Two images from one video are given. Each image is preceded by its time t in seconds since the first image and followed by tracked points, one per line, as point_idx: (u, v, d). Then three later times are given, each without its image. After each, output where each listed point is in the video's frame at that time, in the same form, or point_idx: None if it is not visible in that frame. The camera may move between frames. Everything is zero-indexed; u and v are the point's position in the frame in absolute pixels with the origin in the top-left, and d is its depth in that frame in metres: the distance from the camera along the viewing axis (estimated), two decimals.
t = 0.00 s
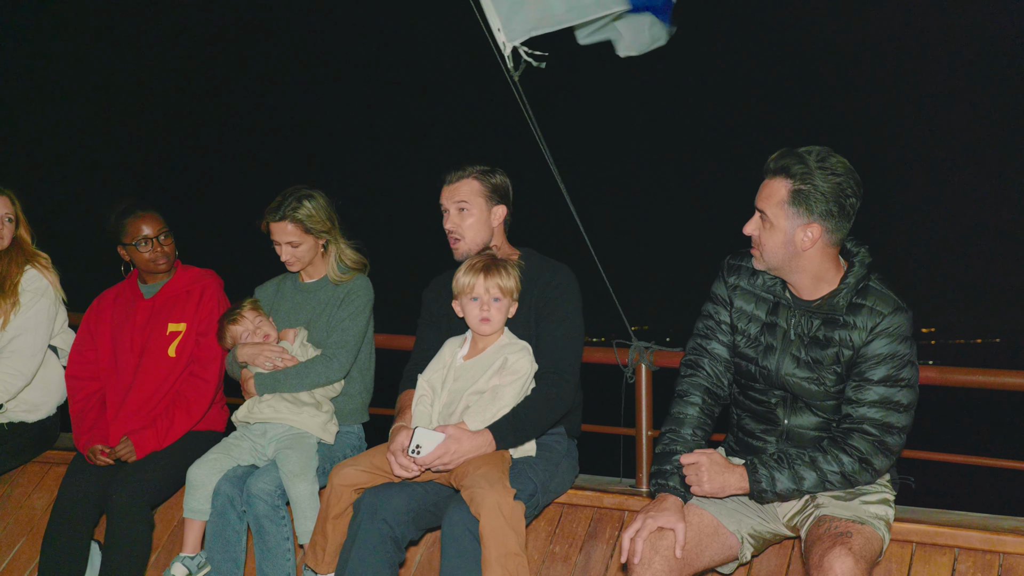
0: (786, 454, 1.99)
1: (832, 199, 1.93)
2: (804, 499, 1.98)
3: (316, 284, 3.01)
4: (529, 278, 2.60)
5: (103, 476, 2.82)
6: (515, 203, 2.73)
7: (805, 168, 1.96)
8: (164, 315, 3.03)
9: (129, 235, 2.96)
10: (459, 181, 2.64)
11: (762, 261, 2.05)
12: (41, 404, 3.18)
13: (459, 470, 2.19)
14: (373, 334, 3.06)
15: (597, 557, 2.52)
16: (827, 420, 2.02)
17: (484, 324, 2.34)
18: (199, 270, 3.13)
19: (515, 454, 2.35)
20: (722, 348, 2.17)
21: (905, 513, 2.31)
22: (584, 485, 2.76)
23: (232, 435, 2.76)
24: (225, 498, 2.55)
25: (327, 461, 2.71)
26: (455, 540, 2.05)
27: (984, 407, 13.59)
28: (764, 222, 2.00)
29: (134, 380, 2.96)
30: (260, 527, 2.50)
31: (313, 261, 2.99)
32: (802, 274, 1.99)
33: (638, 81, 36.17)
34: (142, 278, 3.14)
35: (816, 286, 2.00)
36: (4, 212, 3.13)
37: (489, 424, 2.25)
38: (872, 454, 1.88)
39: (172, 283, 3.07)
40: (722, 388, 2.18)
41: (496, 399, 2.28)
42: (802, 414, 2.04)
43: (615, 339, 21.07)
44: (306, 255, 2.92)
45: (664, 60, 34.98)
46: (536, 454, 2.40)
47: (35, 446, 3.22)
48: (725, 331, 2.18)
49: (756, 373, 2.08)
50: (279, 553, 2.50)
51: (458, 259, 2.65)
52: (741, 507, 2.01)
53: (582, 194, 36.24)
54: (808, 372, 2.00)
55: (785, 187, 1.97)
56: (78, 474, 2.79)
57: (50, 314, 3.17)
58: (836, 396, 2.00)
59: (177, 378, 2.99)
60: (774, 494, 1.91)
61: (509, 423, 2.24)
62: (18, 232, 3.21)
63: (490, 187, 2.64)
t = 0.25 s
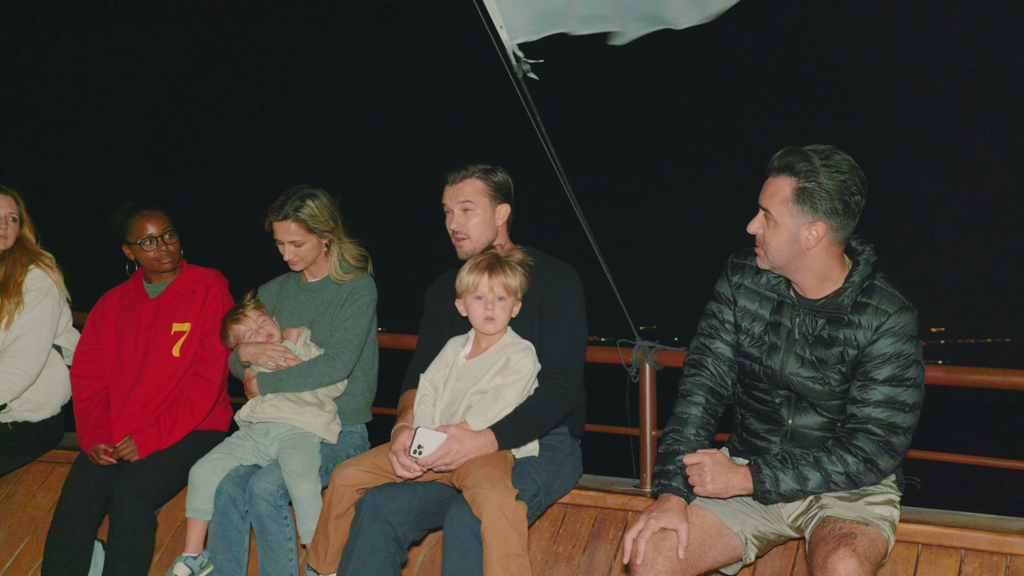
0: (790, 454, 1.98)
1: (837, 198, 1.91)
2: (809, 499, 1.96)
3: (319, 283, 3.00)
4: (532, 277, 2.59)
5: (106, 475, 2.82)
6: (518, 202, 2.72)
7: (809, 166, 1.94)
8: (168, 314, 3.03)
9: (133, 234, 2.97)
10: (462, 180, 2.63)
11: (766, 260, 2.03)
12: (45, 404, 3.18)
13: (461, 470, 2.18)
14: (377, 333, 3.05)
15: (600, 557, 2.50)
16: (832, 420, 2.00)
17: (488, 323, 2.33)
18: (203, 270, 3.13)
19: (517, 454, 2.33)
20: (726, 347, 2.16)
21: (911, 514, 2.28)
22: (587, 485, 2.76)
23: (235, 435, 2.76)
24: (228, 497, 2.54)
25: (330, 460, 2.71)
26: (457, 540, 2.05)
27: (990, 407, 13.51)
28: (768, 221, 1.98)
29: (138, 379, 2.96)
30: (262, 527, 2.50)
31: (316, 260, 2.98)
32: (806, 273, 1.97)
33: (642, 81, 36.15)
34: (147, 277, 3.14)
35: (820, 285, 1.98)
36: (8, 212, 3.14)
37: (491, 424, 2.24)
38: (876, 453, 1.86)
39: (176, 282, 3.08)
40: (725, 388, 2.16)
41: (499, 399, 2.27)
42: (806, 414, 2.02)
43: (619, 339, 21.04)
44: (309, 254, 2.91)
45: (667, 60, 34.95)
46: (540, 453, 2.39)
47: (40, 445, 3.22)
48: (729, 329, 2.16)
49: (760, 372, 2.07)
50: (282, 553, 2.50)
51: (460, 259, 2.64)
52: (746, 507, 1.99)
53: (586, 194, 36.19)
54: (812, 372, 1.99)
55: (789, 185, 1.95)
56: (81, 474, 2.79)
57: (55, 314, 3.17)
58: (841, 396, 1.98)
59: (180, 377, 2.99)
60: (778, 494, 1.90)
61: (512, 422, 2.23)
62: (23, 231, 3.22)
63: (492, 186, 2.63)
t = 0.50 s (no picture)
0: (793, 456, 1.96)
1: (841, 198, 1.89)
2: (812, 501, 1.94)
3: (323, 284, 3.00)
4: (537, 278, 2.57)
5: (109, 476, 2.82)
6: (522, 202, 2.71)
7: (813, 164, 1.93)
8: (172, 316, 3.03)
9: (138, 235, 2.97)
10: (465, 180, 2.63)
11: (769, 260, 2.01)
12: (50, 404, 3.19)
13: (463, 472, 2.17)
14: (380, 334, 3.04)
15: (604, 559, 2.49)
16: (837, 421, 1.98)
17: (492, 323, 2.32)
18: (207, 271, 3.13)
19: (520, 455, 2.32)
20: (730, 348, 2.14)
21: (916, 516, 2.27)
22: (591, 487, 2.74)
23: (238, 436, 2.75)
24: (230, 499, 2.54)
25: (333, 461, 2.70)
26: (458, 542, 2.04)
27: (999, 408, 13.39)
28: (772, 219, 1.96)
29: (142, 380, 2.96)
30: (265, 528, 2.50)
31: (320, 261, 2.98)
32: (810, 273, 1.95)
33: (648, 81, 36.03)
34: (152, 278, 3.14)
35: (825, 284, 1.96)
36: (13, 214, 3.15)
37: (493, 425, 2.23)
38: (881, 455, 1.84)
39: (180, 284, 3.08)
40: (729, 389, 2.14)
41: (502, 399, 2.26)
42: (811, 415, 2.00)
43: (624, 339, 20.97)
44: (312, 255, 2.92)
45: (673, 62, 34.90)
46: (543, 455, 2.37)
47: (44, 446, 3.23)
48: (732, 330, 2.14)
49: (763, 373, 2.05)
50: (284, 554, 2.49)
51: (461, 259, 2.63)
52: (749, 509, 1.98)
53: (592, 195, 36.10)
54: (816, 373, 1.97)
55: (793, 183, 1.93)
56: (85, 475, 2.80)
57: (60, 314, 3.18)
58: (845, 397, 1.96)
59: (184, 379, 2.99)
60: (781, 496, 1.88)
61: (513, 425, 2.22)
62: (28, 232, 3.24)
63: (496, 187, 2.62)
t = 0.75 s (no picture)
0: (795, 458, 1.95)
1: (842, 198, 1.88)
2: (814, 504, 1.93)
3: (325, 285, 3.00)
4: (538, 279, 2.57)
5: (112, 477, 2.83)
6: (523, 204, 2.70)
7: (814, 165, 1.92)
8: (175, 317, 3.04)
9: (141, 236, 2.98)
10: (467, 181, 2.63)
11: (771, 261, 2.00)
12: (54, 406, 3.20)
13: (463, 473, 2.16)
14: (383, 335, 3.04)
15: (605, 560, 2.49)
16: (839, 423, 1.97)
17: (495, 325, 2.31)
18: (209, 273, 3.14)
19: (521, 457, 2.31)
20: (731, 349, 2.13)
21: (918, 519, 2.25)
22: (592, 489, 2.73)
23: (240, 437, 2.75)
24: (231, 500, 2.55)
25: (334, 463, 2.70)
26: (458, 544, 2.03)
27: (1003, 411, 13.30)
28: (773, 220, 1.95)
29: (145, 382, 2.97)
30: (266, 530, 2.50)
31: (322, 262, 2.98)
32: (812, 274, 1.94)
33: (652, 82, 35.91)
34: (155, 280, 3.15)
35: (827, 286, 1.95)
36: (17, 215, 3.17)
37: (494, 427, 2.23)
38: (883, 458, 1.83)
39: (183, 285, 3.08)
40: (731, 391, 2.14)
41: (503, 402, 2.26)
42: (812, 417, 1.99)
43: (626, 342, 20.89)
44: (314, 256, 2.91)
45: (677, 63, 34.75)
46: (544, 457, 2.37)
47: (47, 447, 3.24)
48: (734, 331, 2.13)
49: (765, 374, 2.04)
50: (285, 556, 2.49)
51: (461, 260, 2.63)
52: (750, 511, 1.97)
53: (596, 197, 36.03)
54: (817, 375, 1.96)
55: (795, 184, 1.92)
56: (86, 476, 2.80)
57: (63, 316, 3.19)
58: (847, 399, 1.95)
59: (187, 380, 3.00)
60: (783, 499, 1.87)
61: (515, 427, 2.21)
62: (32, 233, 3.25)
63: (498, 189, 2.61)
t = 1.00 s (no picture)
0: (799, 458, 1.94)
1: (846, 198, 1.87)
2: (818, 505, 1.92)
3: (329, 286, 3.01)
4: (542, 280, 2.57)
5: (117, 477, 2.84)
6: (525, 206, 2.70)
7: (818, 165, 1.91)
8: (180, 317, 3.05)
9: (146, 237, 2.99)
10: (469, 182, 2.63)
11: (774, 261, 2.00)
12: (60, 406, 3.22)
13: (467, 474, 2.16)
14: (386, 336, 3.05)
15: (609, 561, 2.48)
16: (843, 425, 1.96)
17: (498, 325, 2.31)
18: (214, 273, 3.15)
19: (525, 458, 2.31)
20: (735, 350, 2.13)
21: (923, 522, 2.24)
22: (596, 490, 2.73)
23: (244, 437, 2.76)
24: (236, 501, 2.56)
25: (338, 463, 2.70)
26: (461, 545, 2.03)
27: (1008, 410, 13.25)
28: (775, 220, 1.94)
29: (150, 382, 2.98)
30: (270, 530, 2.50)
31: (325, 262, 2.99)
32: (816, 274, 1.93)
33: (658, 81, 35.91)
34: (161, 281, 3.16)
35: (831, 287, 1.94)
36: (23, 216, 3.19)
37: (497, 428, 2.23)
38: (887, 459, 1.82)
39: (188, 286, 3.09)
40: (734, 392, 2.13)
41: (506, 403, 2.26)
42: (815, 418, 1.98)
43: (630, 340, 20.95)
44: (318, 256, 2.92)
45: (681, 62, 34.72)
46: (547, 458, 2.36)
47: (53, 446, 3.25)
48: (738, 332, 2.13)
49: (768, 376, 2.03)
50: (289, 555, 2.50)
51: (462, 261, 2.63)
52: (753, 513, 1.96)
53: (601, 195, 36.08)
54: (821, 375, 1.95)
55: (797, 184, 1.92)
56: (92, 476, 2.81)
57: (69, 316, 3.21)
58: (851, 399, 1.94)
59: (192, 381, 3.01)
60: (786, 500, 1.86)
61: (517, 427, 2.21)
62: (38, 234, 3.27)
63: (500, 191, 2.61)
